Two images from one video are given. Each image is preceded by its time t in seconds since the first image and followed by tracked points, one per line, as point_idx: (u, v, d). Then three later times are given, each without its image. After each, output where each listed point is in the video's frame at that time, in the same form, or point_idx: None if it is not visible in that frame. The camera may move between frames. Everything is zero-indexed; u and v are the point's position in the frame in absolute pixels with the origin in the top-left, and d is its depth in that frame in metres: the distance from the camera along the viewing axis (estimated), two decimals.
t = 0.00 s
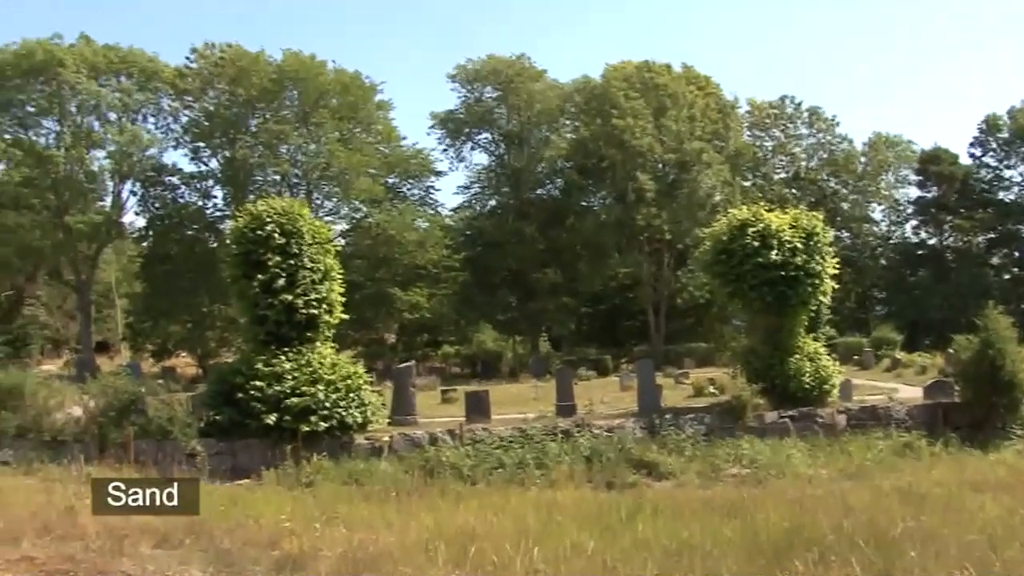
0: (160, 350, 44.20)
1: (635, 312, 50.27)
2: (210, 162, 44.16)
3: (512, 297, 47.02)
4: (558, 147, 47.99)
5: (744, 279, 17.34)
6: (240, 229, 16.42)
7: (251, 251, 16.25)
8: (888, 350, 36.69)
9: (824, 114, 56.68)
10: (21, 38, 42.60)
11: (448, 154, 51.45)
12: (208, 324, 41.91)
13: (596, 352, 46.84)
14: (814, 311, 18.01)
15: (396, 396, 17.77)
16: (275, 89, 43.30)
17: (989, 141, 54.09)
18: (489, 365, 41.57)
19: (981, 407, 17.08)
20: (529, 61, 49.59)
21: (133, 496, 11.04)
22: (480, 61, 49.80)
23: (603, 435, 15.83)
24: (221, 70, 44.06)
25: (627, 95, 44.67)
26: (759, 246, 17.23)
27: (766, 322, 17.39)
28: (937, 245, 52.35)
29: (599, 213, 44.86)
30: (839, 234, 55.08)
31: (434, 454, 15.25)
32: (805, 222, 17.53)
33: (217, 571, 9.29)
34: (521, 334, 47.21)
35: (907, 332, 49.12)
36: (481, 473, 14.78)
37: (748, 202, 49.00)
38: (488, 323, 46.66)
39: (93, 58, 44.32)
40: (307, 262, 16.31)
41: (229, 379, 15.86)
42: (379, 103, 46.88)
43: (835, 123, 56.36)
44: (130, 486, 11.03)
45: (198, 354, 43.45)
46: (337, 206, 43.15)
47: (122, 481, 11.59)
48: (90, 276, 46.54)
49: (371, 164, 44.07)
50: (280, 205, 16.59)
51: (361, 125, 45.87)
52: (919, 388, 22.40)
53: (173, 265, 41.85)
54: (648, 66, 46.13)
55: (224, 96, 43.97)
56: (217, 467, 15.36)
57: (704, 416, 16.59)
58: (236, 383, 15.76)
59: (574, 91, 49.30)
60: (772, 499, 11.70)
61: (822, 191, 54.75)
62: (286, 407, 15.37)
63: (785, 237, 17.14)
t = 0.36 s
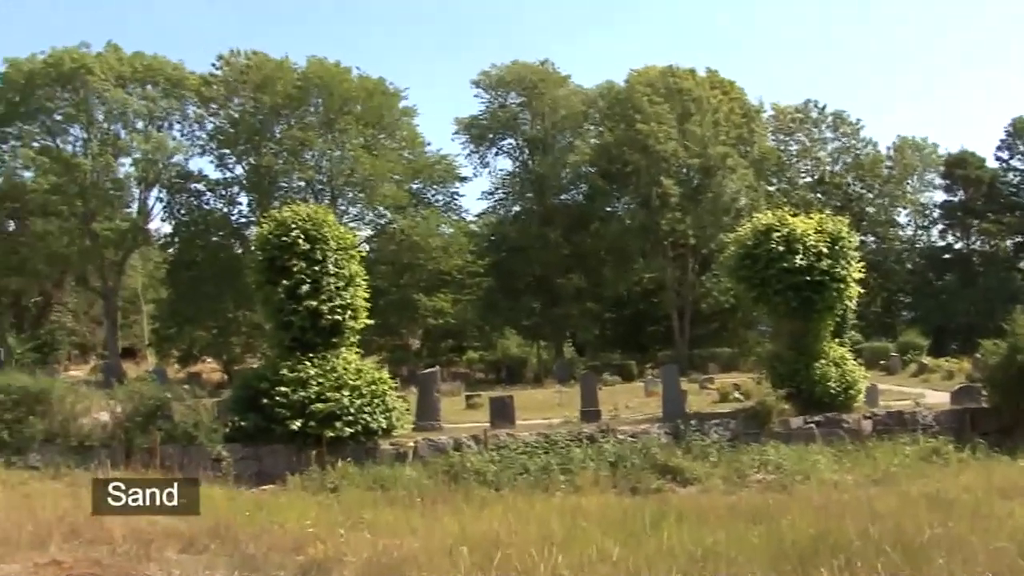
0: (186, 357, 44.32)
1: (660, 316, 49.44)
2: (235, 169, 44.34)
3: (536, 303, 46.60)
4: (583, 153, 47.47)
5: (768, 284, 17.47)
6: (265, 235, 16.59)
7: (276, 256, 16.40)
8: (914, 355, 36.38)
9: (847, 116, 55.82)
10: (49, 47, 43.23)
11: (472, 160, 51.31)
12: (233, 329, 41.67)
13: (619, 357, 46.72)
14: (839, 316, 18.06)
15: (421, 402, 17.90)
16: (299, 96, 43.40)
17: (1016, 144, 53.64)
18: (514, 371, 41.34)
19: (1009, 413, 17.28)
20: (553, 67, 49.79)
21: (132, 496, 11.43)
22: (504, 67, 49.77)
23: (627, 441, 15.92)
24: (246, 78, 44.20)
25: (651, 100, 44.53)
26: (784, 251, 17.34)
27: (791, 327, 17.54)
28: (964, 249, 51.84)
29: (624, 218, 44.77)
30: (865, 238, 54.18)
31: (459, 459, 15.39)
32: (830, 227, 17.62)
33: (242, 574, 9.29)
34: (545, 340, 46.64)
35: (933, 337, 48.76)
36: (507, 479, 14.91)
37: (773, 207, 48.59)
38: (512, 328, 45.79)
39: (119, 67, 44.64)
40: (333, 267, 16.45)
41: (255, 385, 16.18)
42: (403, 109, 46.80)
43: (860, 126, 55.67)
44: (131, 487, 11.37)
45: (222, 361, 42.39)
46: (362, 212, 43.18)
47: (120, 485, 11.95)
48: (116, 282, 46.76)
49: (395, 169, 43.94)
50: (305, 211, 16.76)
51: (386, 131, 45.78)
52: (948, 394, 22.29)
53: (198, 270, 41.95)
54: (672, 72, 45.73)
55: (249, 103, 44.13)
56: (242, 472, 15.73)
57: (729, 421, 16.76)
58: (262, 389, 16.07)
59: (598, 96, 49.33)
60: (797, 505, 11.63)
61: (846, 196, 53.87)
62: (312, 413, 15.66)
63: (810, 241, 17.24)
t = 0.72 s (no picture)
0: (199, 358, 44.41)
1: (675, 320, 49.11)
2: (250, 171, 44.42)
3: (549, 305, 46.58)
4: (596, 155, 46.92)
5: (782, 288, 17.49)
6: (279, 237, 16.69)
7: (290, 259, 16.47)
8: (928, 360, 36.16)
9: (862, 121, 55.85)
10: (64, 50, 43.34)
11: (486, 163, 51.28)
12: (246, 331, 41.77)
13: (631, 361, 46.64)
14: (853, 321, 18.06)
15: (434, 404, 17.94)
16: (314, 99, 43.49)
17: None
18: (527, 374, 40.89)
19: None
20: (567, 70, 49.79)
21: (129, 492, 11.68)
22: (518, 70, 49.98)
23: (639, 444, 15.94)
24: (261, 79, 44.45)
25: (665, 103, 44.55)
26: (798, 255, 17.36)
27: (805, 331, 17.53)
28: (979, 254, 51.51)
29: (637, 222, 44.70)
30: (880, 243, 54.07)
31: (471, 462, 15.42)
32: (844, 231, 17.63)
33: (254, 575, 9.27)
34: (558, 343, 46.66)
35: (947, 343, 48.43)
36: (519, 481, 14.92)
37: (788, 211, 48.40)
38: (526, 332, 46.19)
39: (134, 70, 44.91)
40: (347, 270, 16.54)
41: (268, 387, 16.24)
42: (417, 112, 46.84)
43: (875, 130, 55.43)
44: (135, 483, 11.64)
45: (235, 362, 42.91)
46: (376, 214, 43.05)
47: (120, 483, 11.83)
48: (131, 284, 46.77)
49: (410, 172, 43.94)
50: (319, 213, 16.86)
51: (399, 135, 45.85)
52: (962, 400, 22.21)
53: (212, 271, 41.99)
54: (686, 75, 45.86)
55: (263, 104, 44.29)
56: (254, 474, 15.81)
57: (742, 426, 16.79)
58: (275, 391, 16.13)
59: (612, 99, 49.04)
60: (810, 511, 11.58)
61: (860, 200, 53.95)
62: (324, 414, 15.73)
63: (824, 245, 17.27)
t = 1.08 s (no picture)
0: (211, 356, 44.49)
1: (686, 319, 49.02)
2: (263, 170, 44.56)
3: (561, 305, 46.50)
4: (608, 155, 47.14)
5: (794, 288, 17.47)
6: (292, 235, 16.76)
7: (303, 257, 16.54)
8: (942, 360, 35.99)
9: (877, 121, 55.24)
10: (77, 50, 43.42)
11: (499, 162, 51.30)
12: (258, 330, 41.92)
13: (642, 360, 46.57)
14: (866, 321, 18.03)
15: (446, 403, 17.97)
16: (327, 98, 43.50)
17: None
18: (539, 374, 40.77)
19: None
20: (579, 69, 49.66)
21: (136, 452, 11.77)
22: (530, 69, 49.90)
23: (651, 444, 15.97)
24: (274, 78, 44.50)
25: (678, 103, 44.53)
26: (810, 255, 17.35)
27: (818, 332, 17.49)
28: (993, 254, 51.19)
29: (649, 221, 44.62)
30: (893, 243, 53.91)
31: (483, 462, 15.46)
32: (857, 231, 17.61)
33: (266, 573, 9.27)
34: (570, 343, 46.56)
35: (961, 344, 48.17)
36: (530, 480, 14.94)
37: (801, 211, 48.20)
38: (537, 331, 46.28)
39: (147, 70, 45.03)
40: (359, 269, 16.59)
41: (280, 385, 16.30)
42: (429, 110, 46.80)
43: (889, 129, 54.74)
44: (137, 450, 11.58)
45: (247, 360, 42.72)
46: (388, 212, 43.02)
47: (132, 485, 11.89)
48: (144, 282, 46.86)
49: (422, 171, 43.93)
50: (332, 212, 16.93)
51: (411, 134, 45.83)
52: (976, 400, 22.08)
53: (224, 270, 42.03)
54: (699, 74, 45.75)
55: (276, 103, 44.31)
56: (267, 472, 15.85)
57: (754, 426, 16.78)
58: (287, 389, 16.19)
59: (625, 98, 48.85)
60: (822, 511, 11.56)
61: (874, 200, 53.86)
62: (336, 413, 15.78)
63: (837, 245, 17.24)
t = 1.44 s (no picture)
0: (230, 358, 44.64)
1: (703, 321, 48.86)
2: (280, 172, 44.69)
3: (577, 306, 46.43)
4: (625, 156, 47.11)
5: (812, 289, 17.42)
6: (309, 237, 16.82)
7: (320, 259, 16.60)
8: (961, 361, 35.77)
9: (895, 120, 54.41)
10: (96, 53, 43.74)
11: (515, 164, 51.33)
12: (277, 331, 41.86)
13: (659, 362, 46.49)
14: (885, 322, 17.97)
15: (463, 404, 17.98)
16: (344, 100, 43.57)
17: None
18: (556, 375, 40.71)
19: None
20: (595, 70, 49.54)
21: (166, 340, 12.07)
22: (547, 71, 49.84)
23: (669, 445, 15.99)
24: (290, 81, 44.57)
25: (695, 104, 44.51)
26: (828, 255, 17.29)
27: (836, 332, 17.43)
28: (1013, 254, 51.01)
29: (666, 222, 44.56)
30: (911, 243, 53.63)
31: (500, 463, 15.49)
32: (875, 232, 17.55)
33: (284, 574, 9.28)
34: (586, 344, 46.46)
35: (981, 344, 47.90)
36: (547, 482, 14.94)
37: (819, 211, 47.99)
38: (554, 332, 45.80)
39: (165, 72, 45.33)
40: (377, 270, 16.64)
41: (298, 387, 16.36)
42: (446, 112, 46.84)
43: (908, 129, 53.98)
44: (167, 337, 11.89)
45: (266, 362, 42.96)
46: (405, 214, 43.25)
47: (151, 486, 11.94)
48: (162, 284, 47.04)
49: (440, 173, 43.98)
50: (349, 214, 16.98)
51: (427, 136, 46.04)
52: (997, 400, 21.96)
53: (242, 272, 42.18)
54: (716, 75, 45.66)
55: (293, 106, 44.43)
56: (285, 473, 15.89)
57: (772, 427, 16.74)
58: (305, 391, 16.25)
59: (642, 99, 48.76)
60: (841, 512, 11.52)
61: (892, 201, 53.30)
62: (354, 415, 15.82)
63: (855, 246, 17.19)
